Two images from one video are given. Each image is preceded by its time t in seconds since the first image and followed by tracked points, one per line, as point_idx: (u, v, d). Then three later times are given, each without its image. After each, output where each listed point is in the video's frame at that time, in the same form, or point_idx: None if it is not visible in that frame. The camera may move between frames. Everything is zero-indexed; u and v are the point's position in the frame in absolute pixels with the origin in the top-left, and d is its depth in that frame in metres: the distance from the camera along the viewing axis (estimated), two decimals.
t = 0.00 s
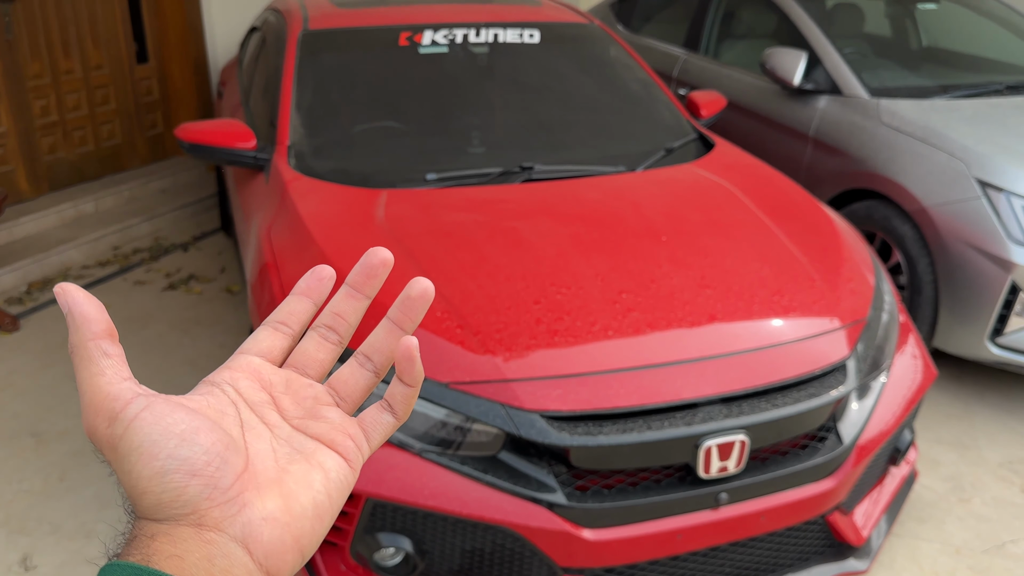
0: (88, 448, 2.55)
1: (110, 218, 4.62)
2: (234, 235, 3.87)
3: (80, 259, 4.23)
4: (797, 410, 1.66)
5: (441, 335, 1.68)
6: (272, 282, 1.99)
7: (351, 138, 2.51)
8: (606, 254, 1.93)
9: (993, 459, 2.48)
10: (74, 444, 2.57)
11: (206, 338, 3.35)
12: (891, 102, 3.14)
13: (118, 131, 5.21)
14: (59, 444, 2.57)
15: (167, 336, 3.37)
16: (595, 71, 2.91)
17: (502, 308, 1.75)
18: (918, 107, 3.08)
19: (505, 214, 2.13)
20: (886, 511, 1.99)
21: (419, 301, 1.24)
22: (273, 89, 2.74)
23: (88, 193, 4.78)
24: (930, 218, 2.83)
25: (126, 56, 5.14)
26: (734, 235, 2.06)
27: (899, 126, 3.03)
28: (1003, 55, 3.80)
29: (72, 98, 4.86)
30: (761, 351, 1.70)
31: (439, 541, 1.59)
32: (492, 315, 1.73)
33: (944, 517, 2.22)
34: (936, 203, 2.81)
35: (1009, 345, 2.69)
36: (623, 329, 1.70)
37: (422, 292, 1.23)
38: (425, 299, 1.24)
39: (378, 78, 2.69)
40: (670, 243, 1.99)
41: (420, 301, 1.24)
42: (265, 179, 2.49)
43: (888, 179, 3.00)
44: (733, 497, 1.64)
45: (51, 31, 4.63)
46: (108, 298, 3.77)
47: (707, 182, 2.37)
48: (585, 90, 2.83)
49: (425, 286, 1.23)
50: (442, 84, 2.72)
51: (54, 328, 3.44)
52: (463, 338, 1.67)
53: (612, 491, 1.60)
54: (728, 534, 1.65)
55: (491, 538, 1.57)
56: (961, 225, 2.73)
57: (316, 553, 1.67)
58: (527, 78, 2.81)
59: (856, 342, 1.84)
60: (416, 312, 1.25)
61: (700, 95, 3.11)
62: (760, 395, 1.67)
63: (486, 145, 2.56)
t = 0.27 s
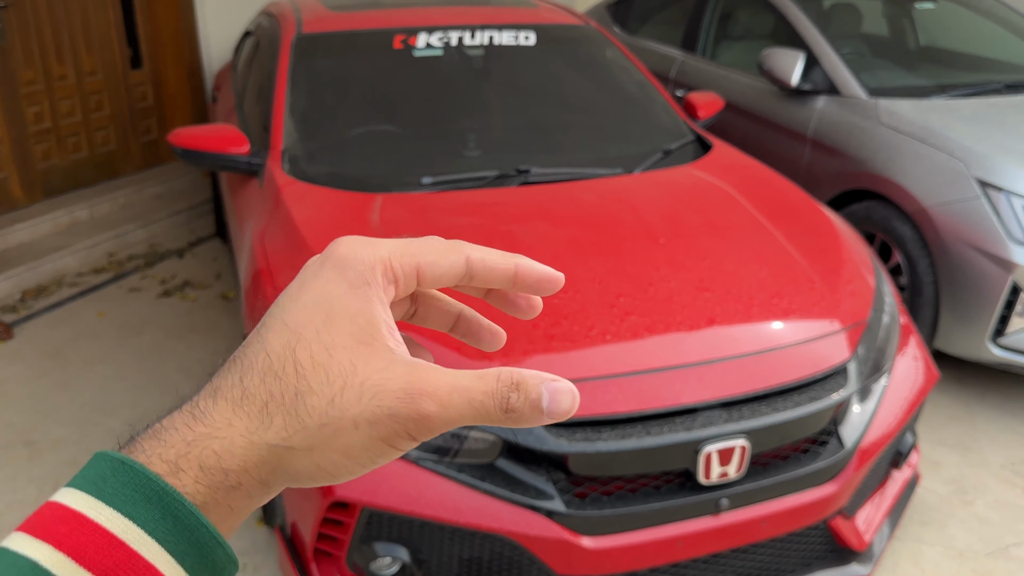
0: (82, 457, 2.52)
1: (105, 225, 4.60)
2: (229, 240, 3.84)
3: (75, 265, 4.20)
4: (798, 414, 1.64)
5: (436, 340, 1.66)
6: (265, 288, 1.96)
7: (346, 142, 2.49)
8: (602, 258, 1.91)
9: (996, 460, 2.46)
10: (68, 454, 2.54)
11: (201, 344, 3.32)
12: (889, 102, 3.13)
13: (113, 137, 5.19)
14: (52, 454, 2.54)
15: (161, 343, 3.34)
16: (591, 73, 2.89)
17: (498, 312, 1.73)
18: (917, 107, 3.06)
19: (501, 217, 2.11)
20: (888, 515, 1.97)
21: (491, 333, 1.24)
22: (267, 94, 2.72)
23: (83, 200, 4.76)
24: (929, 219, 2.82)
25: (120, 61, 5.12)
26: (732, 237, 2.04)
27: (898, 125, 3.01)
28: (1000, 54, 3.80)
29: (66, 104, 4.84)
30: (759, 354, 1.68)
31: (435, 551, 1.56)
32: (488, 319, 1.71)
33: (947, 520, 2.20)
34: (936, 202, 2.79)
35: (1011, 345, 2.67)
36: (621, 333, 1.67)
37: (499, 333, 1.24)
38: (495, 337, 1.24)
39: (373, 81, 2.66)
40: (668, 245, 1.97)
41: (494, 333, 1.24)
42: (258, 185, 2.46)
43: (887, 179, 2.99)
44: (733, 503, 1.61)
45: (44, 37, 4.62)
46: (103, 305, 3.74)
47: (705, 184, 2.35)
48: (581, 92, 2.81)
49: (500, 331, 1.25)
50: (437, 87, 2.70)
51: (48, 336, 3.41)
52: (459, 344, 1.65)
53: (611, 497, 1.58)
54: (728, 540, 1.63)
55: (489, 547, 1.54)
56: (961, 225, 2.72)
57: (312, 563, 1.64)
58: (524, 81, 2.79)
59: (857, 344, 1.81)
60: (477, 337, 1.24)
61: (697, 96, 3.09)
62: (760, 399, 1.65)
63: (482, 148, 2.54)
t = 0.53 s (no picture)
0: (75, 467, 2.49)
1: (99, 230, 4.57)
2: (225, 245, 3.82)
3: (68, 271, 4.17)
4: (798, 421, 1.63)
5: (432, 349, 1.64)
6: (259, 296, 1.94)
7: (341, 147, 2.46)
8: (600, 263, 1.89)
9: (996, 465, 2.44)
10: (60, 464, 2.51)
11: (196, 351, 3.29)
12: (887, 104, 3.11)
13: (107, 141, 5.16)
14: (44, 464, 2.51)
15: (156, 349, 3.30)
16: (587, 75, 2.86)
17: (496, 319, 1.71)
18: (915, 109, 3.05)
19: (497, 222, 2.08)
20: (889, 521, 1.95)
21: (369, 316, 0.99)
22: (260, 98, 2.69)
23: (76, 205, 4.73)
24: (928, 221, 2.81)
25: (114, 65, 5.09)
26: (731, 241, 2.02)
27: (896, 128, 3.00)
28: (997, 55, 3.79)
29: (59, 108, 4.82)
30: (759, 361, 1.66)
31: (432, 561, 1.53)
32: (485, 327, 1.69)
33: (948, 525, 2.18)
34: (935, 205, 2.78)
35: (1011, 349, 2.67)
36: (619, 340, 1.65)
37: (376, 312, 0.99)
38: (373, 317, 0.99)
39: (368, 85, 2.64)
40: (666, 250, 1.95)
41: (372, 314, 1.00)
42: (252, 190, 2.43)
43: (885, 182, 2.97)
44: (733, 511, 1.60)
45: (36, 41, 4.58)
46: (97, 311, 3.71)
47: (702, 188, 2.33)
48: (577, 96, 2.79)
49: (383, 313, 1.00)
50: (432, 91, 2.68)
51: (41, 343, 3.38)
52: (455, 351, 1.63)
53: (610, 507, 1.56)
54: (729, 549, 1.60)
55: (485, 558, 1.52)
56: (960, 228, 2.71)
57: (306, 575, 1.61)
58: (520, 84, 2.76)
59: (856, 350, 1.80)
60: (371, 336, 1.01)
61: (693, 100, 3.08)
62: (760, 406, 1.64)
63: (479, 152, 2.52)
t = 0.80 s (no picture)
0: (74, 472, 2.47)
1: (99, 232, 4.55)
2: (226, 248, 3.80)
3: (69, 273, 4.16)
4: (806, 432, 1.62)
5: (436, 357, 1.63)
6: (262, 302, 1.92)
7: (343, 152, 2.45)
8: (605, 270, 1.88)
9: (1001, 474, 2.43)
10: (59, 468, 2.49)
11: (196, 354, 3.27)
12: (890, 110, 3.09)
13: (108, 143, 5.15)
14: (43, 469, 2.49)
15: (156, 353, 3.29)
16: (590, 80, 2.84)
17: (500, 327, 1.70)
18: (918, 115, 3.03)
19: (501, 228, 2.07)
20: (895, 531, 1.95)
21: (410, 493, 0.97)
22: (263, 102, 2.68)
23: (76, 207, 4.71)
24: (932, 228, 2.78)
25: (115, 68, 5.10)
26: (736, 248, 2.01)
27: (899, 133, 2.97)
28: (999, 61, 3.78)
29: (60, 110, 4.82)
30: (766, 370, 1.65)
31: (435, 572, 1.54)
32: (490, 334, 1.68)
33: (953, 535, 2.17)
34: (939, 212, 2.76)
35: (1015, 357, 2.64)
36: (625, 349, 1.64)
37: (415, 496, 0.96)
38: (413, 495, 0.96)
39: (369, 89, 2.62)
40: (672, 257, 1.94)
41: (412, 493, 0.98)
42: (254, 195, 2.42)
43: (888, 188, 2.93)
44: (740, 523, 1.59)
45: (38, 43, 4.58)
46: (97, 314, 3.70)
47: (706, 194, 2.31)
48: (580, 100, 2.77)
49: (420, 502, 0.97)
50: (435, 95, 2.66)
51: (39, 347, 3.35)
52: (460, 359, 1.62)
53: (616, 517, 1.55)
54: (736, 560, 1.59)
55: (490, 569, 1.52)
56: (963, 235, 2.69)
57: None
58: (523, 88, 2.75)
59: (863, 359, 1.79)
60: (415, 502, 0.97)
61: (695, 105, 3.02)
62: (767, 416, 1.62)
63: (482, 157, 2.51)
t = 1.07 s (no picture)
0: (81, 476, 2.45)
1: (105, 233, 4.53)
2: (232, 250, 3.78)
3: (74, 274, 4.14)
4: (828, 446, 1.61)
5: (454, 365, 1.61)
6: (276, 307, 1.90)
7: (355, 156, 2.43)
8: (622, 279, 1.85)
9: (1017, 486, 2.41)
10: (66, 473, 2.46)
11: (203, 357, 3.25)
12: (903, 117, 3.05)
13: (114, 144, 5.14)
14: (50, 473, 2.46)
15: (162, 356, 3.26)
16: (603, 84, 2.82)
17: (517, 336, 1.67)
18: (931, 122, 3.00)
19: (515, 235, 2.05)
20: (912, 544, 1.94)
21: None
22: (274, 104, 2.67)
23: (81, 207, 4.69)
24: (946, 238, 2.73)
25: (122, 68, 5.08)
26: (754, 258, 1.99)
27: (912, 141, 2.93)
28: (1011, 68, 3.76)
29: (66, 110, 4.80)
30: (787, 383, 1.63)
31: None
32: (507, 343, 1.66)
33: (970, 548, 2.15)
34: (953, 220, 2.71)
35: None
36: (644, 359, 1.62)
37: None
38: None
39: (381, 93, 2.60)
40: (690, 266, 1.92)
41: None
42: (266, 199, 2.40)
43: (902, 196, 2.88)
44: (762, 537, 1.58)
45: (45, 43, 4.56)
46: (103, 315, 3.67)
47: (721, 202, 2.28)
48: (593, 105, 2.75)
49: None
50: (447, 99, 2.64)
51: (45, 348, 3.33)
52: (478, 369, 1.60)
53: (636, 531, 1.54)
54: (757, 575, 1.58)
55: None
56: (978, 244, 2.65)
57: None
58: (535, 93, 2.72)
59: (885, 372, 1.78)
60: None
61: (706, 112, 2.97)
62: (788, 429, 1.61)
63: (495, 162, 2.49)
